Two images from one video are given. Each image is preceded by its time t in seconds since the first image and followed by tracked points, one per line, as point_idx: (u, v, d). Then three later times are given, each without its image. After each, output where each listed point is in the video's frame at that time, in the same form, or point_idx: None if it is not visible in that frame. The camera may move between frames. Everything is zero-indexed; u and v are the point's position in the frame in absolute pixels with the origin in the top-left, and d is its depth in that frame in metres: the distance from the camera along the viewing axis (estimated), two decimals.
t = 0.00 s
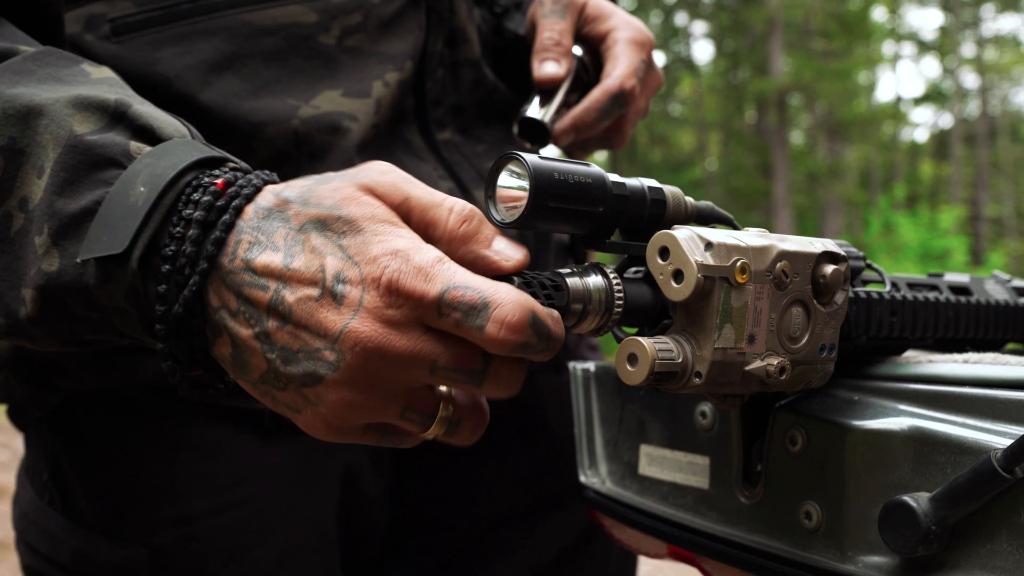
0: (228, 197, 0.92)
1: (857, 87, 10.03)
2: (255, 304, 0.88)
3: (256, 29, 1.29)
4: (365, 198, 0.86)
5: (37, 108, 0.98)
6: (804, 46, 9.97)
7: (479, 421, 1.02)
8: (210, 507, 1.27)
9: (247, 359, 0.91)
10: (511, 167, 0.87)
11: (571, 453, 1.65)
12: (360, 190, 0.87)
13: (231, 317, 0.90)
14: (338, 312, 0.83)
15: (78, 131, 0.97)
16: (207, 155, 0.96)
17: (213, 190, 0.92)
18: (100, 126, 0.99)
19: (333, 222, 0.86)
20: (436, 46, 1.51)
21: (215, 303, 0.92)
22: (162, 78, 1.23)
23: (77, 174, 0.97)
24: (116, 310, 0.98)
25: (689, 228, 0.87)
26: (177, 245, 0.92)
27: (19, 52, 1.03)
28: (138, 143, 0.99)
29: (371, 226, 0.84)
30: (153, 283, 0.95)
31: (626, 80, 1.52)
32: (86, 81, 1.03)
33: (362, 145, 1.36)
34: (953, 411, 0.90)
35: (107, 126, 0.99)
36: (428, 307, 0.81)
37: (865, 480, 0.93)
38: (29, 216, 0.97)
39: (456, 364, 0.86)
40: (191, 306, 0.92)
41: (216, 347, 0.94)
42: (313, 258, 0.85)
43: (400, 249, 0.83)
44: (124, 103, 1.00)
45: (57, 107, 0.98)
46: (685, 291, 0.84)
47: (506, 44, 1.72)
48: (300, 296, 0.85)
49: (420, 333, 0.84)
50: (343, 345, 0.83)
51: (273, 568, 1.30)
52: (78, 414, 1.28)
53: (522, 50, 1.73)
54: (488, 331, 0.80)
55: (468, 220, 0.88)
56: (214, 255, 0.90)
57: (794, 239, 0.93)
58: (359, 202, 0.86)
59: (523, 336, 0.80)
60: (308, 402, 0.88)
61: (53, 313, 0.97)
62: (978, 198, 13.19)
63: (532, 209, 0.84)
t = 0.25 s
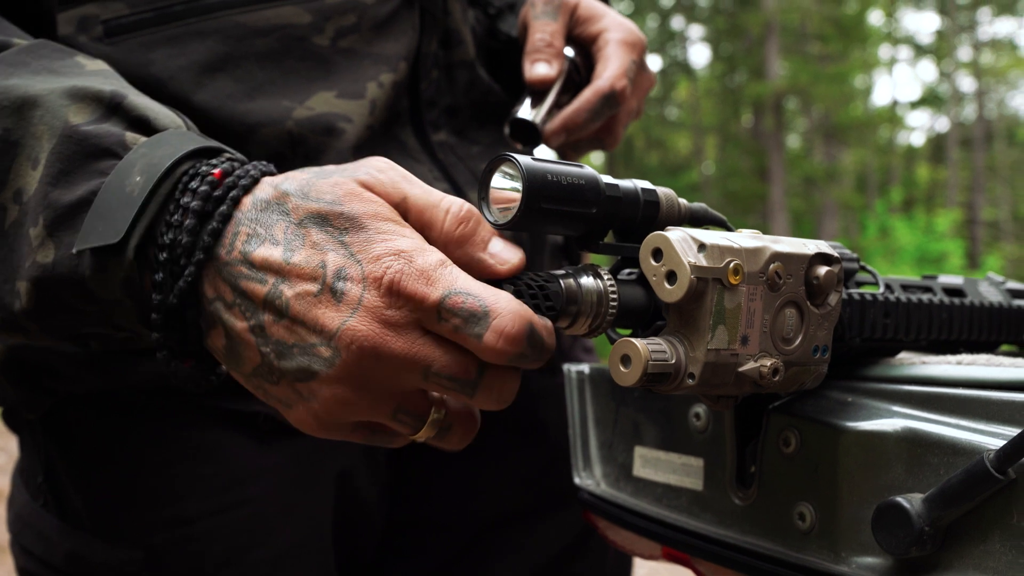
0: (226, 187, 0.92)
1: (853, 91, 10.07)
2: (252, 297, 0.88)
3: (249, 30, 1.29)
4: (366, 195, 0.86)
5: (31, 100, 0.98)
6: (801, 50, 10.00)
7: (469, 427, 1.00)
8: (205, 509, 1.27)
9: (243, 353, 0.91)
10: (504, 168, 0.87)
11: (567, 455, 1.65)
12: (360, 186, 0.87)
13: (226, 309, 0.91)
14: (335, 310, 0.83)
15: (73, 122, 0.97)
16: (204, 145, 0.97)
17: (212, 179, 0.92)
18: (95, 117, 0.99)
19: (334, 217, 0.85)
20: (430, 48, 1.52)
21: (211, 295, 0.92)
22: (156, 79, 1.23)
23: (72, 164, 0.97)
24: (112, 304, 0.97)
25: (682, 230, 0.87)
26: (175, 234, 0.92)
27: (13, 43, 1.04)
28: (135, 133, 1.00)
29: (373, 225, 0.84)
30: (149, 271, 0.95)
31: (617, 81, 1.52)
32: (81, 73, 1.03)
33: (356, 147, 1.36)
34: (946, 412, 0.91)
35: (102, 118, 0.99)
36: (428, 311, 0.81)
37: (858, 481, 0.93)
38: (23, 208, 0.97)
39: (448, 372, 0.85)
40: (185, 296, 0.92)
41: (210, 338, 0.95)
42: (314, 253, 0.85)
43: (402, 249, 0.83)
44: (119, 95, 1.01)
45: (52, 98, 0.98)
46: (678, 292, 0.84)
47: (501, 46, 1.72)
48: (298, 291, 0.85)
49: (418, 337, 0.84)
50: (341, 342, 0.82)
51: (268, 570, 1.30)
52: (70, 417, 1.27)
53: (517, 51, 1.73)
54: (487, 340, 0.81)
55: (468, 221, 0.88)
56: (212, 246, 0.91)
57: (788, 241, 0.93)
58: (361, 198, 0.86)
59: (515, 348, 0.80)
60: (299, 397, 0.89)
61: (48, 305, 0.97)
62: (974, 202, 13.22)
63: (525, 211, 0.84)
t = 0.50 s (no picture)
0: (213, 206, 0.92)
1: (852, 96, 10.09)
2: (241, 317, 0.88)
3: (250, 37, 1.29)
4: (350, 214, 0.87)
5: (20, 115, 0.98)
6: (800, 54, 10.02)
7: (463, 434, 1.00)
8: (206, 516, 1.27)
9: (232, 369, 0.92)
10: (507, 177, 0.87)
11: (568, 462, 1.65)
12: (344, 206, 0.87)
13: (216, 327, 0.91)
14: (325, 328, 0.83)
15: (63, 137, 0.97)
16: (192, 160, 0.97)
17: (199, 199, 0.92)
18: (85, 132, 0.99)
19: (319, 237, 0.85)
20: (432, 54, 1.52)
21: (201, 314, 0.93)
22: (157, 87, 1.23)
23: (60, 180, 0.97)
24: (100, 318, 0.97)
25: (685, 238, 0.88)
26: (164, 252, 0.92)
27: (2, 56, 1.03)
28: (123, 147, 1.00)
29: (357, 245, 0.85)
30: (141, 288, 0.95)
31: (620, 89, 1.52)
32: (73, 86, 1.03)
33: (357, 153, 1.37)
34: (948, 420, 0.91)
35: (92, 132, 0.99)
36: (417, 322, 0.82)
37: (859, 488, 0.93)
38: (14, 223, 0.97)
39: (442, 380, 0.87)
40: (176, 316, 0.93)
41: (202, 356, 0.95)
42: (301, 273, 0.85)
43: (387, 267, 0.83)
44: (109, 108, 1.01)
45: (41, 113, 0.98)
46: (681, 301, 0.84)
47: (502, 52, 1.72)
48: (287, 311, 0.85)
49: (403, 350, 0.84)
50: (332, 360, 0.83)
51: None
52: (72, 423, 1.27)
53: (519, 57, 1.73)
54: (478, 342, 0.81)
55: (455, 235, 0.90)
56: (200, 267, 0.91)
57: (790, 249, 0.93)
58: (344, 218, 0.86)
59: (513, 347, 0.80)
60: (293, 413, 0.89)
61: (40, 321, 0.97)
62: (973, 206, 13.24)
63: (528, 220, 0.84)
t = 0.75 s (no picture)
0: (219, 203, 0.91)
1: (852, 101, 10.10)
2: (243, 314, 0.88)
3: (247, 38, 1.30)
4: (353, 213, 0.86)
5: (29, 111, 0.98)
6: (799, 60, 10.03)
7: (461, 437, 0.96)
8: (201, 518, 1.27)
9: (237, 367, 0.91)
10: (505, 180, 0.87)
11: (566, 465, 1.65)
12: (348, 204, 0.87)
13: (221, 326, 0.90)
14: (320, 329, 0.83)
15: (71, 133, 0.98)
16: (201, 158, 0.97)
17: (206, 196, 0.92)
18: (92, 128, 0.99)
19: (321, 235, 0.85)
20: (430, 56, 1.52)
21: (206, 313, 0.92)
22: (152, 87, 1.23)
23: (69, 175, 0.97)
24: (108, 313, 0.97)
25: (683, 242, 0.87)
26: (171, 250, 0.93)
27: (9, 52, 1.04)
28: (132, 143, 1.00)
29: (358, 244, 0.84)
30: (146, 284, 0.95)
31: (618, 94, 1.52)
32: (80, 83, 1.03)
33: (354, 155, 1.37)
34: (946, 425, 0.91)
35: (99, 128, 1.00)
36: (406, 329, 0.81)
37: (858, 493, 0.93)
38: (21, 218, 0.97)
39: (434, 388, 0.86)
40: (184, 313, 0.93)
41: (210, 354, 0.94)
42: (301, 272, 0.85)
43: (384, 268, 0.82)
44: (117, 106, 1.01)
45: (50, 109, 0.99)
46: (679, 305, 0.84)
47: (501, 55, 1.73)
48: (285, 309, 0.85)
49: (402, 354, 0.84)
50: (324, 361, 0.83)
51: None
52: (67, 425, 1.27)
53: (518, 60, 1.74)
54: (467, 357, 0.80)
55: (456, 235, 0.89)
56: (206, 265, 0.91)
57: (788, 254, 0.93)
58: (346, 217, 0.85)
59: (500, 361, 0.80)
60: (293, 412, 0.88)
61: (46, 315, 0.97)
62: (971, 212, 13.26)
63: (526, 223, 0.84)
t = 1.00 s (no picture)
0: (216, 207, 0.91)
1: (851, 102, 10.10)
2: (234, 316, 0.88)
3: (241, 34, 1.30)
4: (342, 211, 0.86)
5: (28, 114, 0.98)
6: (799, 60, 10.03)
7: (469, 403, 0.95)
8: (194, 516, 1.26)
9: (225, 371, 0.91)
10: (499, 179, 0.87)
11: (561, 465, 1.65)
12: (338, 203, 0.87)
13: (213, 327, 0.90)
14: (311, 327, 0.83)
15: (69, 138, 0.97)
16: (198, 162, 0.97)
17: (201, 201, 0.92)
18: (90, 133, 0.99)
19: (310, 235, 0.85)
20: (427, 51, 1.52)
21: (200, 315, 0.92)
22: (146, 82, 1.23)
23: (67, 180, 0.96)
24: (103, 318, 0.97)
25: (677, 242, 0.87)
26: (166, 251, 0.92)
27: (7, 56, 1.03)
28: (129, 148, 1.00)
29: (347, 240, 0.84)
30: (141, 288, 0.94)
31: (616, 89, 1.52)
32: (77, 88, 1.03)
33: (349, 152, 1.36)
34: (941, 425, 0.90)
35: (97, 133, 0.99)
36: (397, 319, 0.80)
37: (852, 493, 0.93)
38: (18, 221, 0.96)
39: (422, 387, 0.88)
40: (178, 313, 0.92)
41: (199, 355, 0.94)
42: (288, 274, 0.85)
43: (373, 262, 0.82)
44: (115, 111, 1.01)
45: (48, 113, 0.98)
46: (673, 304, 0.84)
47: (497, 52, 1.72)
48: (276, 310, 0.85)
49: (389, 350, 0.84)
50: (315, 361, 0.83)
51: None
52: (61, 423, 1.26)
53: (515, 58, 1.74)
54: (457, 343, 0.78)
55: (445, 232, 0.89)
56: (200, 267, 0.90)
57: (782, 253, 0.93)
58: (336, 215, 0.86)
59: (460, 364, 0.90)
60: (286, 415, 0.88)
61: (41, 319, 0.97)
62: (971, 214, 13.26)
63: (519, 222, 0.84)
